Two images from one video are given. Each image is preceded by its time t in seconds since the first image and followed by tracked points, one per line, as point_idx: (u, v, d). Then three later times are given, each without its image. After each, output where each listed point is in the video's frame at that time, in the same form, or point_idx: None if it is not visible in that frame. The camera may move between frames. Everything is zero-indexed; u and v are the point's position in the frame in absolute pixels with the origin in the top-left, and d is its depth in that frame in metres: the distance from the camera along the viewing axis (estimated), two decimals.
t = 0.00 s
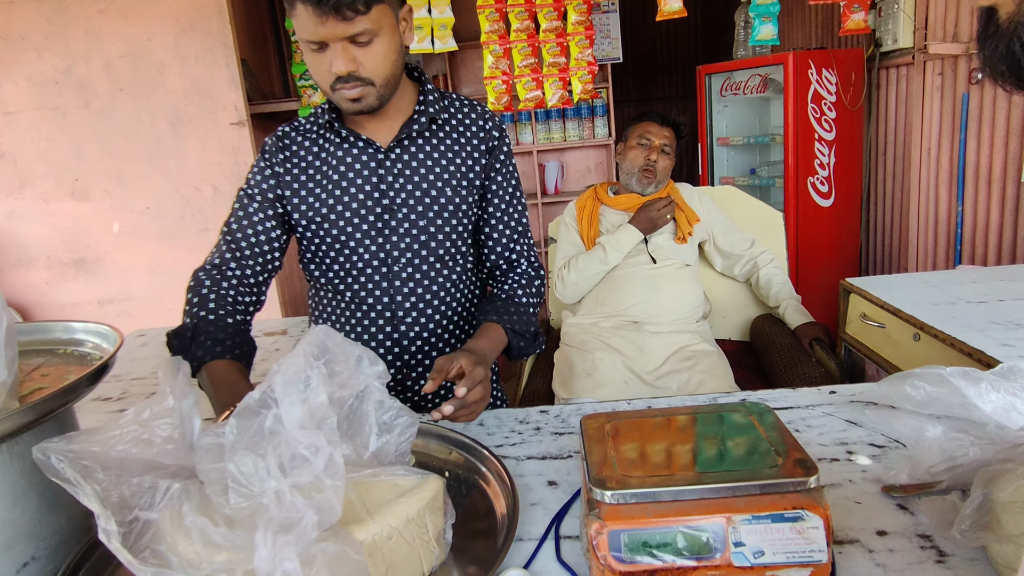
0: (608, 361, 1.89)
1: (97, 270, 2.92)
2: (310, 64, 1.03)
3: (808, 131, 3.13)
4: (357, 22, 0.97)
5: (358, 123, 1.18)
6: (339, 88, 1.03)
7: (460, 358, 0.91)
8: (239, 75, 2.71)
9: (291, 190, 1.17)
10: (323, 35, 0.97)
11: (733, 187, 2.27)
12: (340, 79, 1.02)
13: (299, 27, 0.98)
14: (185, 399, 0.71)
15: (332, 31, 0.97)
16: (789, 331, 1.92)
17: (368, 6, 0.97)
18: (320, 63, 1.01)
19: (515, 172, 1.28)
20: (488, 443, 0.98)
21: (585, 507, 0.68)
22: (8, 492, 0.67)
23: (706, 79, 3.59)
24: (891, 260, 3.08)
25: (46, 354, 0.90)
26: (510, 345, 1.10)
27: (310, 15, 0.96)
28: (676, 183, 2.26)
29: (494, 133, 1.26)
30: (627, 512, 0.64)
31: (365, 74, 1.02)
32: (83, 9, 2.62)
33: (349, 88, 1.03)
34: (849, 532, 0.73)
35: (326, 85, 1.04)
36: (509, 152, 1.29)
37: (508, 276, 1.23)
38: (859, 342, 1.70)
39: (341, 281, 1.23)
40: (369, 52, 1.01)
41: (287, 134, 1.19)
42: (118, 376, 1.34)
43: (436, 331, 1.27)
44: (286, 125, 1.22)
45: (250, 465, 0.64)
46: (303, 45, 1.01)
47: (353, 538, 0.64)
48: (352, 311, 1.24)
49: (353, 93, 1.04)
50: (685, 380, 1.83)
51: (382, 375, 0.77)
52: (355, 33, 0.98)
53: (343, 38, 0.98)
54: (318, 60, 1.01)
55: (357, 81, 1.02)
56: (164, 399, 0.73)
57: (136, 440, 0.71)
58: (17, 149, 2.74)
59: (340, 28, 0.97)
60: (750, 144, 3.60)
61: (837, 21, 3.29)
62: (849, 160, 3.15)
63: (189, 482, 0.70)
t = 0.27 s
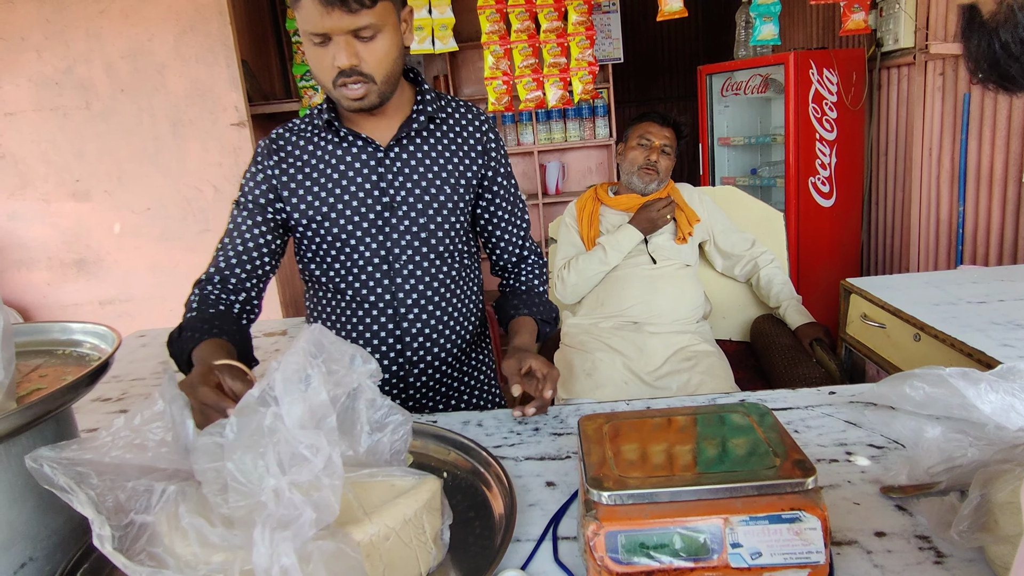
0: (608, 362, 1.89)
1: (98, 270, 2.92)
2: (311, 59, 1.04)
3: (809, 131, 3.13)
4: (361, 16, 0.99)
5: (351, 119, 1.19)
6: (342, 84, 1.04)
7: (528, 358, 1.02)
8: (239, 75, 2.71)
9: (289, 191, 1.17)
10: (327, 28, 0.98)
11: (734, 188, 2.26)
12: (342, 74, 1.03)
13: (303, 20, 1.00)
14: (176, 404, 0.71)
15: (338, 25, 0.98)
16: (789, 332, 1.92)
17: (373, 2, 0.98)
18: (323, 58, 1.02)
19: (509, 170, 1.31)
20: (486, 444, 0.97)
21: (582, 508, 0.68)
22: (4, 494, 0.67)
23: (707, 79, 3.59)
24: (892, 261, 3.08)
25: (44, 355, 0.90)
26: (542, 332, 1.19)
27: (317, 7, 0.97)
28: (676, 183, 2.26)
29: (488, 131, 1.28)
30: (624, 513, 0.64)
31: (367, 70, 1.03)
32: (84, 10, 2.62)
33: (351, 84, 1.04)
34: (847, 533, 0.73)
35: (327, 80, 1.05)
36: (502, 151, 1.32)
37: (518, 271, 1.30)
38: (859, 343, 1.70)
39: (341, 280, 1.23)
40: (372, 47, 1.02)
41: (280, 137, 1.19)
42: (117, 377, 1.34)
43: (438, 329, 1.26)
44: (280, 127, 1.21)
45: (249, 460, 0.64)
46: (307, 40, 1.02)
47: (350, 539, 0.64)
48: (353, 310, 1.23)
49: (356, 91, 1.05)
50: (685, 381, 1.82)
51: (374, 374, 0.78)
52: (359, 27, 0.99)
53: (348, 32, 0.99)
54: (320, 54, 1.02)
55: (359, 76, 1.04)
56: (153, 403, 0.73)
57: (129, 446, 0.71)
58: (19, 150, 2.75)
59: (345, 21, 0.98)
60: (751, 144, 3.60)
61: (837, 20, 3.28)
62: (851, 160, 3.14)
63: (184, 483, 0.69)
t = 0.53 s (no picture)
0: (619, 368, 1.90)
1: (112, 276, 2.95)
2: (326, 59, 1.10)
3: (819, 137, 3.13)
4: (373, 14, 1.05)
5: (363, 121, 1.21)
6: (353, 82, 1.09)
7: (554, 379, 1.05)
8: (252, 83, 2.74)
9: (308, 198, 1.20)
10: (340, 25, 1.05)
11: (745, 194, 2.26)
12: (354, 71, 1.08)
13: (321, 18, 1.06)
14: (198, 405, 0.72)
15: (351, 23, 1.05)
16: (800, 339, 1.91)
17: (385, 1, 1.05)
18: (337, 56, 1.08)
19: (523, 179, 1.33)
20: (499, 451, 0.98)
21: (596, 515, 0.68)
22: (27, 499, 0.68)
23: (717, 85, 3.59)
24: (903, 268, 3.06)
25: (65, 360, 0.91)
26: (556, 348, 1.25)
27: (333, 5, 1.04)
28: (687, 190, 2.26)
29: (503, 140, 1.30)
30: (638, 520, 0.64)
31: (378, 68, 1.08)
32: (100, 19, 2.66)
33: (361, 81, 1.09)
34: (861, 542, 0.73)
35: (340, 77, 1.10)
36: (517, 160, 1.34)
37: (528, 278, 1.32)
38: (871, 350, 1.70)
39: (355, 285, 1.24)
40: (384, 46, 1.08)
41: (301, 146, 1.23)
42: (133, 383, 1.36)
43: (452, 335, 1.27)
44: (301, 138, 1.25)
45: (265, 470, 0.65)
46: (322, 39, 1.09)
47: (367, 544, 0.64)
48: (368, 314, 1.25)
49: (365, 88, 1.10)
50: (697, 388, 1.82)
51: (392, 382, 0.78)
52: (371, 25, 1.05)
53: (360, 29, 1.05)
54: (335, 52, 1.08)
55: (369, 73, 1.08)
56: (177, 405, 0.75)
57: (151, 447, 0.73)
58: (36, 157, 2.79)
59: (358, 19, 1.05)
60: (761, 150, 3.59)
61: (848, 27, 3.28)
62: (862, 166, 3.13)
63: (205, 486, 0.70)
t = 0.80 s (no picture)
0: (630, 379, 1.91)
1: (129, 284, 2.99)
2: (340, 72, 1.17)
3: (831, 147, 3.14)
4: (375, 28, 1.09)
5: (393, 134, 1.26)
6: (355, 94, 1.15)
7: (556, 396, 1.11)
8: (268, 95, 2.78)
9: (336, 204, 1.23)
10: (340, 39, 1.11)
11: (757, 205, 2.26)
12: (353, 83, 1.14)
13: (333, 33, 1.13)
14: (220, 413, 0.75)
15: (350, 37, 1.10)
16: (812, 350, 1.91)
17: (382, 15, 1.10)
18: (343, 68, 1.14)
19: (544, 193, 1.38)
20: (512, 461, 0.99)
21: (609, 527, 0.69)
22: (52, 505, 0.69)
23: (729, 96, 3.60)
24: (916, 280, 3.05)
25: (88, 369, 0.93)
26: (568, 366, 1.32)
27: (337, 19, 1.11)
28: (699, 201, 2.26)
29: (527, 154, 1.35)
30: (651, 532, 0.65)
31: (374, 81, 1.13)
32: (120, 32, 2.71)
33: (360, 94, 1.14)
34: (875, 556, 0.73)
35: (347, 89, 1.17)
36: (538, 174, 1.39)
37: (547, 294, 1.39)
38: (884, 361, 1.69)
39: (380, 291, 1.28)
40: (381, 59, 1.11)
41: (330, 154, 1.27)
42: (151, 391, 1.38)
43: (471, 342, 1.31)
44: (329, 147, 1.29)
45: (285, 479, 0.66)
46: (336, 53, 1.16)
47: (384, 555, 0.65)
48: (391, 320, 1.28)
49: (365, 101, 1.15)
50: (708, 399, 1.82)
51: (407, 392, 0.80)
52: (367, 38, 1.09)
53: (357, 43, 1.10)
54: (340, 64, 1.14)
55: (365, 86, 1.13)
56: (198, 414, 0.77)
57: (174, 455, 0.74)
58: (57, 167, 2.84)
59: (354, 32, 1.10)
60: (773, 161, 3.59)
61: (860, 37, 3.28)
62: (875, 176, 3.13)
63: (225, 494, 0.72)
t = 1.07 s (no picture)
0: (641, 386, 1.90)
1: (143, 290, 3.02)
2: (380, 75, 1.20)
3: (843, 154, 3.11)
4: (422, 28, 1.16)
5: (414, 137, 1.28)
6: (406, 91, 1.18)
7: (566, 404, 1.11)
8: (281, 103, 2.80)
9: (360, 209, 1.25)
10: (394, 40, 1.16)
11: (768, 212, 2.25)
12: (407, 80, 1.17)
13: (375, 37, 1.18)
14: (232, 419, 0.75)
15: (405, 37, 1.16)
16: (825, 358, 1.90)
17: (436, 16, 1.16)
18: (391, 67, 1.17)
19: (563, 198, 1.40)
20: (523, 468, 0.99)
21: (620, 535, 0.69)
22: (67, 508, 0.70)
23: (740, 103, 3.59)
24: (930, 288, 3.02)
25: (103, 374, 0.94)
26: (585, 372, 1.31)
27: (390, 20, 1.15)
28: (710, 208, 2.25)
29: (546, 160, 1.37)
30: (663, 540, 0.64)
31: (430, 77, 1.17)
32: (136, 41, 2.75)
33: (413, 90, 1.18)
34: (891, 567, 0.72)
35: (393, 90, 1.19)
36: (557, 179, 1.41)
37: (565, 298, 1.40)
38: (898, 370, 1.68)
39: (403, 294, 1.28)
40: (434, 56, 1.17)
41: (352, 160, 1.28)
42: (164, 396, 1.39)
43: (494, 345, 1.31)
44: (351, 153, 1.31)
45: (297, 485, 0.66)
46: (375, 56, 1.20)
47: (395, 560, 0.65)
48: (415, 323, 1.29)
49: (418, 97, 1.18)
50: (720, 407, 1.81)
51: (418, 399, 0.80)
52: (424, 37, 1.16)
53: (412, 42, 1.16)
54: (387, 63, 1.17)
55: (422, 81, 1.17)
56: (210, 420, 0.77)
57: (186, 460, 0.74)
58: (73, 174, 2.88)
59: (411, 31, 1.16)
60: (785, 168, 3.58)
61: (872, 44, 3.27)
62: (888, 184, 3.10)
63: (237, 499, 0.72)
